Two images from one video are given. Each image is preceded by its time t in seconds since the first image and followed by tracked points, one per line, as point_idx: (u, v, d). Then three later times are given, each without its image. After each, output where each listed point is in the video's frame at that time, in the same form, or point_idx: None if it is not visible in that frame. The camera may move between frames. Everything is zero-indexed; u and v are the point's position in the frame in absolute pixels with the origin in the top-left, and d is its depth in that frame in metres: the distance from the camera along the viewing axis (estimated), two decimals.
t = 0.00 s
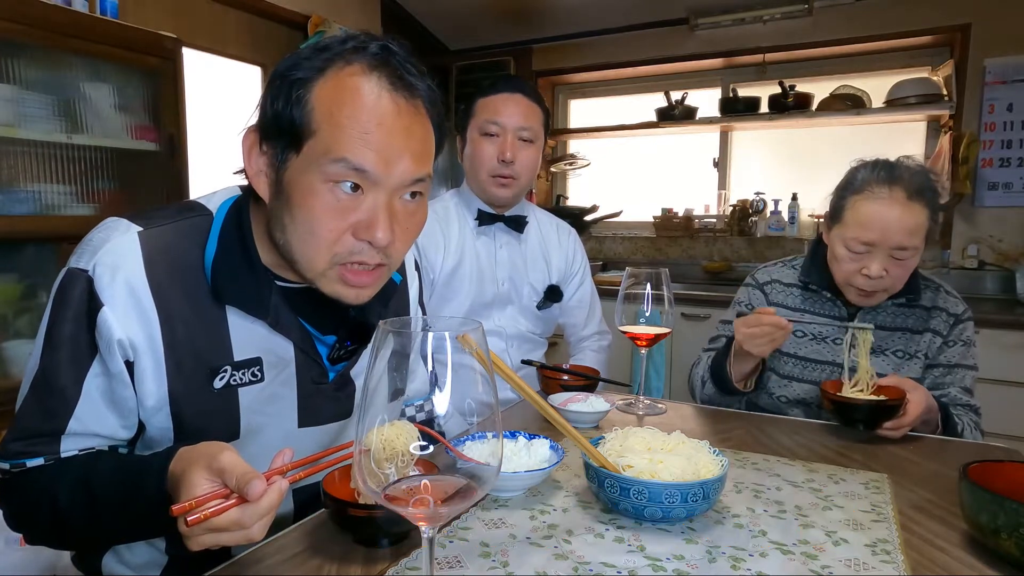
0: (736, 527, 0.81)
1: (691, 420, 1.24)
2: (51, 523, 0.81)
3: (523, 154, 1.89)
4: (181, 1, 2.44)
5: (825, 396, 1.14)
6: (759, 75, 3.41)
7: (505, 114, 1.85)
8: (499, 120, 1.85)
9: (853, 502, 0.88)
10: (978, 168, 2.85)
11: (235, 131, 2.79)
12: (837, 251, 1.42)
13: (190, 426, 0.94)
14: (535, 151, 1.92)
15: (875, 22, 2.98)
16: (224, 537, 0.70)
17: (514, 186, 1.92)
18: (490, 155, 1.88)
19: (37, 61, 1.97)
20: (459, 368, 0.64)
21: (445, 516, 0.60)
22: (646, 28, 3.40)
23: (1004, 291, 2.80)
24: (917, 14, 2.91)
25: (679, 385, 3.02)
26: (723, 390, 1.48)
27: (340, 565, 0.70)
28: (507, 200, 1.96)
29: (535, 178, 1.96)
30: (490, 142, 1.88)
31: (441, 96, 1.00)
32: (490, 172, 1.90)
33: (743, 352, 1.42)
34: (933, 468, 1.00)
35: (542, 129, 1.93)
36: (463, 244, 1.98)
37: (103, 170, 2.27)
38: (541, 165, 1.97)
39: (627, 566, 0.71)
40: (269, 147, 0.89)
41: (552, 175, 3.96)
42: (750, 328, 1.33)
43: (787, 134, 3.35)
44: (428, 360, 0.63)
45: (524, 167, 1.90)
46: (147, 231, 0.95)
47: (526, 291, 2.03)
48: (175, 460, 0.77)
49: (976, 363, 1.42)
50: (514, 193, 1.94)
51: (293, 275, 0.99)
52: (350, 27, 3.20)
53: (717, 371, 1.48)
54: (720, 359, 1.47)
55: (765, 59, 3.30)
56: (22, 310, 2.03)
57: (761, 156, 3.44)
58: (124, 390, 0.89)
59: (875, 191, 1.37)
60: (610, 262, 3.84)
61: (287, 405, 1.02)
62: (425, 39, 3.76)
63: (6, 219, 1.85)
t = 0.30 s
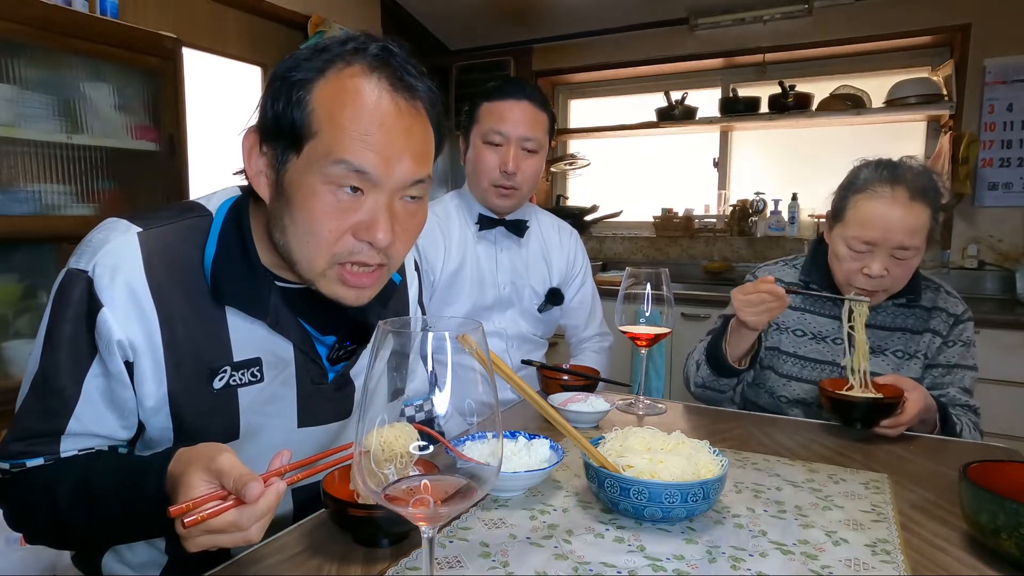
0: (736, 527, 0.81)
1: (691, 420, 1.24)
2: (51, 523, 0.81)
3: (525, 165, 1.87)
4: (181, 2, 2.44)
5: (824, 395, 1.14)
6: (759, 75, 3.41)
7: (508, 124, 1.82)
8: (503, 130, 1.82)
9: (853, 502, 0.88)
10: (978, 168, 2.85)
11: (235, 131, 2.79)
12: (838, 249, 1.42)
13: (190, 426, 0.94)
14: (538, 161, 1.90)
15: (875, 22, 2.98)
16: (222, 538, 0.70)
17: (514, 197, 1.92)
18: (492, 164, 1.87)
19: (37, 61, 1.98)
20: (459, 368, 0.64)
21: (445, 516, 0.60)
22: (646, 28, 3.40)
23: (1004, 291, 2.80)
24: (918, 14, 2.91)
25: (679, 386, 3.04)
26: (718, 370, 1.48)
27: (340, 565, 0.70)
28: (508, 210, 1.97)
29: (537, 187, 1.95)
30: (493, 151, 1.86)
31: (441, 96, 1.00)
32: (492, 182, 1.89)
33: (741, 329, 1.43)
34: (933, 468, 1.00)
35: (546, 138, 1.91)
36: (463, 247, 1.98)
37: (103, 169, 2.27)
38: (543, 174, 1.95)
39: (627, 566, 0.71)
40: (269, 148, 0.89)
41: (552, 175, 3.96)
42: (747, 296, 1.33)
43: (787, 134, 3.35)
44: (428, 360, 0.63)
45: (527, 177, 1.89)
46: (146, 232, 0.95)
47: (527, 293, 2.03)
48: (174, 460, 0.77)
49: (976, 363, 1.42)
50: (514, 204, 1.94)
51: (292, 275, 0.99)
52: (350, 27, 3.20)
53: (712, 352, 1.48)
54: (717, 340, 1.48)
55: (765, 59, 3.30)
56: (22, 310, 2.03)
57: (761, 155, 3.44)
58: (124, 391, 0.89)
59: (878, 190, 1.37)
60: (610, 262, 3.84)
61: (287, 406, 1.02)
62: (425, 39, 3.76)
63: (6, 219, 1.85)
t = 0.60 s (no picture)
0: (736, 527, 0.81)
1: (691, 420, 1.24)
2: (51, 524, 0.81)
3: (529, 166, 1.87)
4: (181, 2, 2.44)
5: (826, 395, 1.16)
6: (759, 75, 3.41)
7: (512, 125, 1.81)
8: (506, 131, 1.82)
9: (853, 502, 0.88)
10: (978, 168, 2.85)
11: (235, 131, 2.79)
12: (840, 252, 1.42)
13: (189, 427, 0.94)
14: (541, 163, 1.90)
15: (875, 22, 2.98)
16: (221, 539, 0.70)
17: (517, 198, 1.92)
18: (495, 166, 1.87)
19: (37, 61, 1.98)
20: (459, 368, 0.63)
21: (445, 516, 0.60)
22: (646, 28, 3.40)
23: (1004, 291, 2.80)
24: (918, 14, 2.91)
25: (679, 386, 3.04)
26: (719, 395, 1.49)
27: (340, 565, 0.70)
28: (510, 212, 1.96)
29: (540, 189, 1.95)
30: (496, 152, 1.86)
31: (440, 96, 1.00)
32: (494, 184, 1.89)
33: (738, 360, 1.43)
34: (932, 468, 1.00)
35: (550, 140, 1.90)
36: (465, 249, 1.98)
37: (103, 169, 2.27)
38: (545, 176, 1.95)
39: (627, 566, 0.71)
40: (268, 147, 0.89)
41: (552, 175, 3.96)
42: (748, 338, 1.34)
43: (787, 134, 3.35)
44: (428, 360, 0.63)
45: (529, 179, 1.89)
46: (145, 233, 0.95)
47: (528, 295, 2.03)
48: (173, 461, 0.77)
49: (978, 364, 1.42)
50: (516, 205, 1.94)
51: (293, 275, 0.99)
52: (350, 27, 3.20)
53: (712, 377, 1.48)
54: (716, 364, 1.48)
55: (765, 59, 3.30)
56: (22, 310, 2.03)
57: (761, 155, 3.44)
58: (123, 391, 0.89)
59: (882, 193, 1.36)
60: (610, 262, 3.84)
61: (286, 406, 1.02)
62: (425, 39, 3.76)
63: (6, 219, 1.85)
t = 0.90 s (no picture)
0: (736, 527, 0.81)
1: (691, 420, 1.24)
2: (50, 523, 0.81)
3: (530, 167, 1.87)
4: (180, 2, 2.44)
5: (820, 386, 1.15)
6: (759, 75, 3.41)
7: (515, 125, 1.81)
8: (509, 131, 1.82)
9: (853, 502, 0.88)
10: (978, 168, 2.85)
11: (235, 131, 2.79)
12: (832, 253, 1.42)
13: (188, 426, 0.94)
14: (543, 164, 1.89)
15: (875, 22, 2.98)
16: (220, 538, 0.70)
17: (517, 198, 1.92)
18: (496, 166, 1.87)
19: (37, 61, 1.98)
20: (459, 368, 0.63)
21: (445, 516, 0.60)
22: (646, 28, 3.40)
23: (1004, 291, 2.80)
24: (918, 13, 2.91)
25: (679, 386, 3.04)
26: (717, 395, 1.49)
27: (340, 565, 0.70)
28: (511, 211, 1.96)
29: (541, 190, 1.95)
30: (498, 152, 1.86)
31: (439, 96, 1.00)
32: (494, 184, 1.89)
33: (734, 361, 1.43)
34: (932, 468, 1.00)
35: (553, 142, 1.90)
36: (466, 249, 1.98)
37: (103, 169, 2.27)
38: (547, 178, 1.95)
39: (627, 566, 0.71)
40: (268, 146, 0.89)
41: (552, 175, 3.96)
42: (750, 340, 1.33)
43: (787, 134, 3.35)
44: (428, 360, 0.63)
45: (531, 180, 1.89)
46: (144, 232, 0.95)
47: (529, 295, 2.03)
48: (171, 460, 0.77)
49: (979, 363, 1.42)
50: (517, 205, 1.94)
51: (293, 275, 0.99)
52: (349, 27, 3.20)
53: (710, 377, 1.49)
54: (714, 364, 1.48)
55: (765, 59, 3.30)
56: (22, 310, 2.03)
57: (761, 155, 3.44)
58: (122, 391, 0.89)
59: (872, 195, 1.36)
60: (610, 262, 3.84)
61: (286, 406, 1.02)
62: (425, 39, 3.76)
63: (6, 219, 1.85)
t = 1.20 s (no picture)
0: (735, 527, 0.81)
1: (691, 420, 1.24)
2: (49, 522, 0.81)
3: (530, 167, 1.87)
4: (181, 2, 2.44)
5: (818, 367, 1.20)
6: (759, 75, 3.41)
7: (516, 125, 1.81)
8: (509, 131, 1.82)
9: (853, 502, 0.88)
10: (978, 168, 2.85)
11: (234, 130, 2.78)
12: (826, 266, 1.40)
13: (187, 425, 0.94)
14: (544, 165, 1.89)
15: (875, 22, 2.98)
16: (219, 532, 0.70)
17: (518, 198, 1.91)
18: (496, 166, 1.87)
19: (37, 61, 1.98)
20: (459, 368, 0.64)
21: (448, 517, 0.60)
22: (647, 28, 3.40)
23: (1004, 291, 2.80)
24: (917, 13, 2.91)
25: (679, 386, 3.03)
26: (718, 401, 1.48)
27: (340, 565, 0.70)
28: (511, 211, 1.96)
29: (541, 190, 1.95)
30: (498, 152, 1.86)
31: (439, 96, 1.00)
32: (494, 183, 1.89)
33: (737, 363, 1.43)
34: (932, 468, 1.00)
35: (553, 142, 1.90)
36: (466, 249, 1.98)
37: (102, 169, 2.27)
38: (547, 178, 1.95)
39: (627, 565, 0.71)
40: (267, 145, 0.89)
41: (552, 175, 3.96)
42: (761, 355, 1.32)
43: (787, 134, 3.35)
44: (428, 360, 0.63)
45: (532, 180, 1.89)
46: (143, 231, 0.95)
47: (529, 296, 2.03)
48: (168, 456, 0.77)
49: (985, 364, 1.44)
50: (518, 205, 1.94)
51: (290, 275, 0.99)
52: (349, 27, 3.19)
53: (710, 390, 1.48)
54: (713, 374, 1.48)
55: (765, 59, 3.30)
56: (22, 310, 2.03)
57: (761, 155, 3.44)
58: (121, 389, 0.89)
59: (866, 210, 1.33)
60: (610, 262, 3.84)
61: (284, 405, 1.02)
62: (425, 39, 3.76)
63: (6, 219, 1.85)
